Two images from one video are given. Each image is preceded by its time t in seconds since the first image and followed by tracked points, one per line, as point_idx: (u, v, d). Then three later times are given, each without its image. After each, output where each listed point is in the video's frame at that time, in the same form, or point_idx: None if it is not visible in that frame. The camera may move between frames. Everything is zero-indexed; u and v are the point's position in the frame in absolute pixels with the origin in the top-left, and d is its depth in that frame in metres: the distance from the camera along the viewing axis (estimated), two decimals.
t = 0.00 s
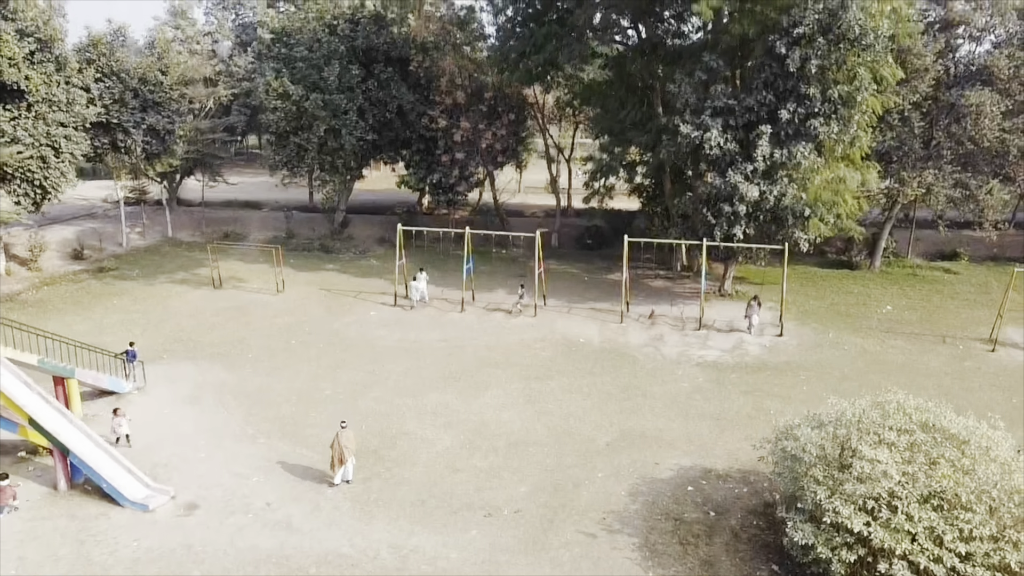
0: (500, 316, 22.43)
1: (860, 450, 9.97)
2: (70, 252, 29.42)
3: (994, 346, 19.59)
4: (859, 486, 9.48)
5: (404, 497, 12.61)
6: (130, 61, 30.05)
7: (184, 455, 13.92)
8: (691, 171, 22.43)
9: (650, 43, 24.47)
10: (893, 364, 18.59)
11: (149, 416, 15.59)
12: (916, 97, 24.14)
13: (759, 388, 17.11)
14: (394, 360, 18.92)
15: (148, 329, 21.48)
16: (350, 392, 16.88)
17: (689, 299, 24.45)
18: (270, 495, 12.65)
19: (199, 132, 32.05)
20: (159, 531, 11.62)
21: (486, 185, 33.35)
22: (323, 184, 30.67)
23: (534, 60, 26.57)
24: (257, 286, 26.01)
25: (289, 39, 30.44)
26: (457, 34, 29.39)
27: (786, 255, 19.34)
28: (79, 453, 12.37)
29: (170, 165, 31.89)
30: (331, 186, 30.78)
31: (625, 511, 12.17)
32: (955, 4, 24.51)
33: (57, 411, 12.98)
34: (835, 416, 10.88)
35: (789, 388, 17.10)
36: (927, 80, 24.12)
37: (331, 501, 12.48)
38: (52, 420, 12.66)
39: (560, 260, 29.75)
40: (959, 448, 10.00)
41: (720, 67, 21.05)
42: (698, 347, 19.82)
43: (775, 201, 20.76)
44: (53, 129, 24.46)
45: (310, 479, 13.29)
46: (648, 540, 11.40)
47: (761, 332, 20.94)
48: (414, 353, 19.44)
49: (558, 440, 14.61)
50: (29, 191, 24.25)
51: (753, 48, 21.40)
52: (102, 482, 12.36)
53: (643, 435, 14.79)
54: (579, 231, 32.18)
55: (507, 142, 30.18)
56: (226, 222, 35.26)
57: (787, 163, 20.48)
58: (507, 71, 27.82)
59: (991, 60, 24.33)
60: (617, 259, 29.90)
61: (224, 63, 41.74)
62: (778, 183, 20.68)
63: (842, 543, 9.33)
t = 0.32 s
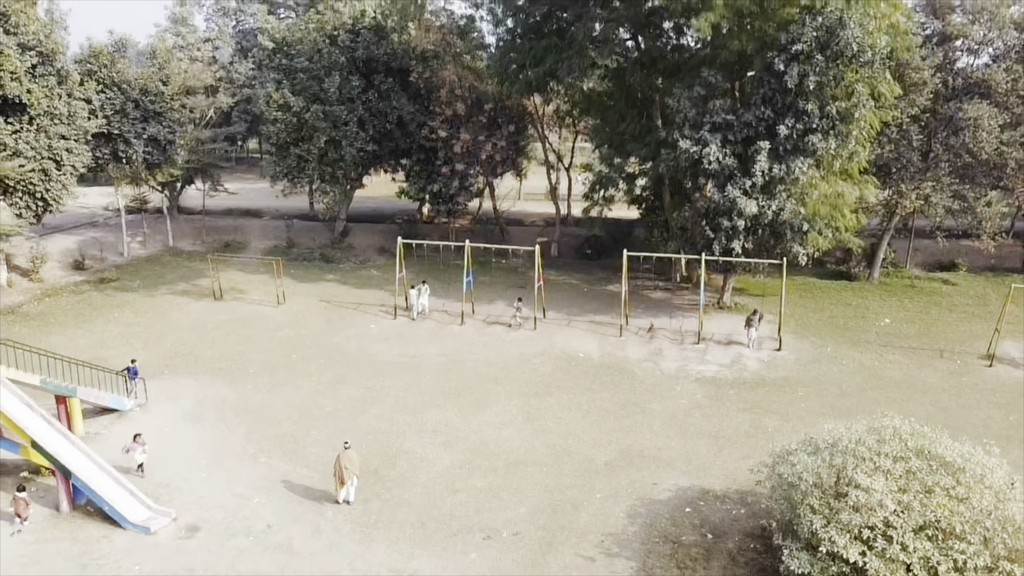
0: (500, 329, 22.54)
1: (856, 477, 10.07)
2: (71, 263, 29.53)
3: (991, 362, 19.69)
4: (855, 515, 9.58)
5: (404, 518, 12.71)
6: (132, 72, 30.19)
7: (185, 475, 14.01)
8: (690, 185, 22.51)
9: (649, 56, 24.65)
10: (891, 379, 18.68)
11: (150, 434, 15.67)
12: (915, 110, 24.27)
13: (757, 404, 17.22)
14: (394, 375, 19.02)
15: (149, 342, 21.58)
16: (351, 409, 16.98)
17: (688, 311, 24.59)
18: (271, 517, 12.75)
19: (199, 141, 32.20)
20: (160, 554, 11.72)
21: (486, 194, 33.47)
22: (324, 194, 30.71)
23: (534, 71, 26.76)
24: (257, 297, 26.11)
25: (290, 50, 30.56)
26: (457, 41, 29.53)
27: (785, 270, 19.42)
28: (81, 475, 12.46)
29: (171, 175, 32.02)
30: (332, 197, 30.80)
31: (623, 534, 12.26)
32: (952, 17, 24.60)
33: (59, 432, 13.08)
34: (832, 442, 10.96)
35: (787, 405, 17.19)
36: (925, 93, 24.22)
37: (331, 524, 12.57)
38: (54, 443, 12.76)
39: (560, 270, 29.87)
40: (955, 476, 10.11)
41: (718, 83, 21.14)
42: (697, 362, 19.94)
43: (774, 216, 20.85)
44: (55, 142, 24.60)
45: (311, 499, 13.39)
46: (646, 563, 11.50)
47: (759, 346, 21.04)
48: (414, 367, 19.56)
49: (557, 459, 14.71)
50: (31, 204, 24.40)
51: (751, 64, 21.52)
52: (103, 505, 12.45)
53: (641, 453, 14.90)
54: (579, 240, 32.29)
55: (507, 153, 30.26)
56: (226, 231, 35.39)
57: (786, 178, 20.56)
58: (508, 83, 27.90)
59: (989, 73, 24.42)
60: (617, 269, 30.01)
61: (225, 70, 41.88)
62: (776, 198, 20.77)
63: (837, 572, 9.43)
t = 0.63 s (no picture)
0: (500, 342, 22.63)
1: (853, 504, 10.17)
2: (73, 273, 29.63)
3: (988, 376, 19.78)
4: (851, 544, 9.69)
5: (404, 539, 12.81)
6: (132, 81, 30.19)
7: (187, 495, 14.10)
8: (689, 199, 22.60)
9: (649, 68, 24.75)
10: (889, 394, 18.77)
11: (152, 452, 15.77)
12: (913, 123, 24.40)
13: (756, 421, 17.32)
14: (394, 390, 19.11)
15: (151, 356, 21.66)
16: (351, 425, 17.08)
17: (687, 322, 24.69)
18: (272, 538, 12.84)
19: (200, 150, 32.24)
20: None
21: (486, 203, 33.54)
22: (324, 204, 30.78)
23: (534, 83, 26.89)
24: (258, 308, 26.20)
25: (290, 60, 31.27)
26: (457, 52, 30.55)
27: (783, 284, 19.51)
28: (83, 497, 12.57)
29: (173, 185, 32.13)
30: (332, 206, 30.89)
31: (622, 555, 12.35)
32: (949, 30, 24.73)
33: (62, 454, 13.19)
34: (828, 466, 11.04)
35: (785, 421, 17.29)
36: (924, 106, 24.31)
37: (332, 545, 12.67)
38: (57, 464, 12.87)
39: (560, 280, 29.95)
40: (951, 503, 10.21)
41: (717, 97, 21.25)
42: (695, 376, 20.04)
43: (772, 230, 20.93)
44: (57, 155, 24.70)
45: (312, 519, 13.48)
46: None
47: (758, 359, 21.13)
48: (414, 382, 19.65)
49: (557, 477, 14.81)
50: (32, 216, 24.52)
51: (750, 79, 21.64)
52: (106, 526, 12.55)
53: (640, 472, 14.99)
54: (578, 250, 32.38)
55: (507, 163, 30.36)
56: (227, 239, 35.49)
57: (784, 193, 20.64)
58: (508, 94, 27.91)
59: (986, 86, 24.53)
60: (616, 279, 30.10)
61: (225, 77, 41.97)
62: (774, 212, 20.84)
63: None
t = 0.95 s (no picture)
0: (500, 356, 22.74)
1: (850, 533, 10.29)
2: (74, 283, 29.74)
3: (985, 393, 19.86)
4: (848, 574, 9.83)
5: (404, 562, 12.91)
6: (133, 93, 30.34)
7: (188, 515, 14.21)
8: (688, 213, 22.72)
9: (648, 83, 24.89)
10: (887, 411, 18.85)
11: (154, 471, 15.88)
12: (911, 137, 24.51)
13: (754, 438, 17.42)
14: (394, 406, 19.20)
15: (152, 370, 21.76)
16: (352, 443, 17.19)
17: (685, 335, 24.82)
18: (273, 561, 12.95)
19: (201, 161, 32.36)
20: None
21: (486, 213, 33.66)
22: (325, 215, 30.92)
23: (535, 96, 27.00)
24: (259, 320, 26.32)
25: (292, 72, 31.23)
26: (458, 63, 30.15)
27: (781, 300, 19.63)
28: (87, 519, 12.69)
29: (174, 195, 32.27)
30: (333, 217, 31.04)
31: None
32: (948, 44, 24.97)
33: (65, 476, 13.32)
34: (824, 493, 11.13)
35: (783, 439, 17.38)
36: (922, 120, 24.40)
37: (333, 568, 12.78)
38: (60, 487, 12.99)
39: (559, 291, 30.06)
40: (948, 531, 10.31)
41: (716, 113, 21.37)
42: (694, 391, 20.14)
43: (771, 246, 21.05)
44: (59, 168, 24.80)
45: (313, 540, 13.57)
46: None
47: (756, 374, 21.23)
48: (415, 398, 19.76)
49: (556, 497, 14.92)
50: (34, 229, 24.63)
51: (749, 95, 21.80)
52: (108, 549, 12.66)
53: (638, 492, 15.10)
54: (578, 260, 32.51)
55: (507, 174, 30.50)
56: (228, 249, 35.60)
57: (782, 209, 20.76)
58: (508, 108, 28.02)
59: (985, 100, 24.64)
60: (616, 290, 30.19)
61: (225, 84, 42.02)
62: (773, 228, 20.95)
63: None
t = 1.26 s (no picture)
0: (501, 368, 22.81)
1: (848, 560, 10.39)
2: (75, 293, 29.81)
3: (984, 407, 19.96)
4: None
5: None
6: (134, 103, 30.41)
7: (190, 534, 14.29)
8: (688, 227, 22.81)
9: (647, 95, 24.99)
10: (885, 426, 18.94)
11: (156, 488, 15.95)
12: (910, 149, 24.53)
13: (754, 454, 17.51)
14: (395, 421, 19.28)
15: (154, 383, 21.83)
16: (353, 459, 17.28)
17: (684, 346, 24.91)
18: None
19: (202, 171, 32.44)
20: None
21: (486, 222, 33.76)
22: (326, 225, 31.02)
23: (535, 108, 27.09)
24: (260, 331, 26.39)
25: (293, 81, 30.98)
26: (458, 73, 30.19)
27: (780, 314, 19.72)
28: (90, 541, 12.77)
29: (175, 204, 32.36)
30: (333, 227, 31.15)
31: None
32: (947, 56, 25.10)
33: (68, 497, 13.40)
34: (822, 517, 11.21)
35: (782, 455, 17.45)
36: (922, 133, 24.47)
37: None
38: (63, 508, 13.08)
39: (559, 300, 30.16)
40: (944, 557, 10.41)
41: (715, 127, 21.44)
42: (693, 405, 20.22)
43: (770, 260, 21.14)
44: (61, 181, 24.89)
45: (314, 559, 13.66)
46: None
47: (755, 388, 21.30)
48: (415, 412, 19.84)
49: (557, 515, 15.01)
50: (36, 241, 24.71)
51: (748, 110, 21.89)
52: (111, 570, 12.74)
53: (638, 510, 15.18)
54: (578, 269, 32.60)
55: (507, 183, 30.61)
56: (228, 257, 35.69)
57: (782, 223, 20.85)
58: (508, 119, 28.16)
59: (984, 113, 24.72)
60: (616, 299, 30.28)
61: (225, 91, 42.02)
62: (772, 242, 21.01)
63: None
